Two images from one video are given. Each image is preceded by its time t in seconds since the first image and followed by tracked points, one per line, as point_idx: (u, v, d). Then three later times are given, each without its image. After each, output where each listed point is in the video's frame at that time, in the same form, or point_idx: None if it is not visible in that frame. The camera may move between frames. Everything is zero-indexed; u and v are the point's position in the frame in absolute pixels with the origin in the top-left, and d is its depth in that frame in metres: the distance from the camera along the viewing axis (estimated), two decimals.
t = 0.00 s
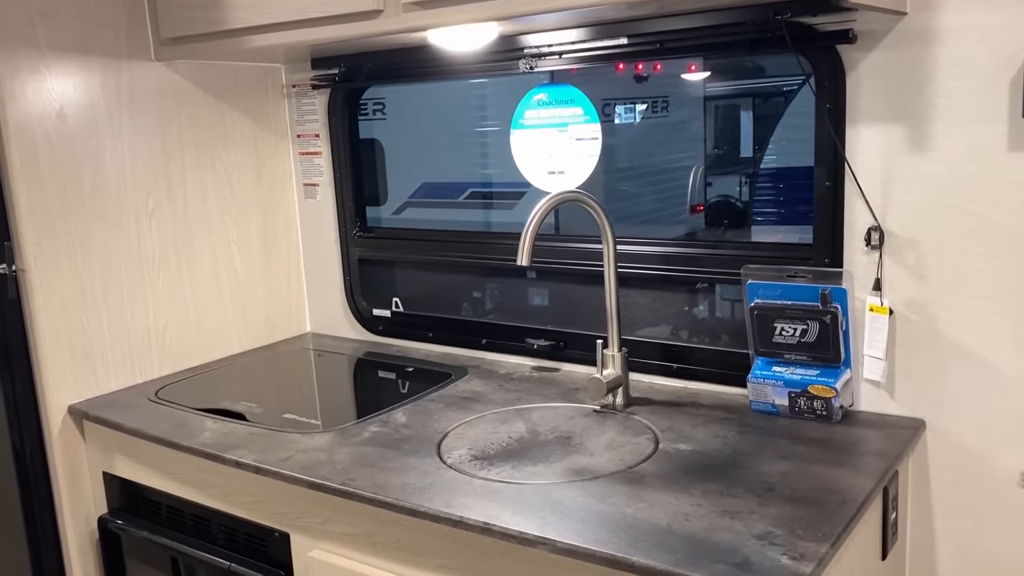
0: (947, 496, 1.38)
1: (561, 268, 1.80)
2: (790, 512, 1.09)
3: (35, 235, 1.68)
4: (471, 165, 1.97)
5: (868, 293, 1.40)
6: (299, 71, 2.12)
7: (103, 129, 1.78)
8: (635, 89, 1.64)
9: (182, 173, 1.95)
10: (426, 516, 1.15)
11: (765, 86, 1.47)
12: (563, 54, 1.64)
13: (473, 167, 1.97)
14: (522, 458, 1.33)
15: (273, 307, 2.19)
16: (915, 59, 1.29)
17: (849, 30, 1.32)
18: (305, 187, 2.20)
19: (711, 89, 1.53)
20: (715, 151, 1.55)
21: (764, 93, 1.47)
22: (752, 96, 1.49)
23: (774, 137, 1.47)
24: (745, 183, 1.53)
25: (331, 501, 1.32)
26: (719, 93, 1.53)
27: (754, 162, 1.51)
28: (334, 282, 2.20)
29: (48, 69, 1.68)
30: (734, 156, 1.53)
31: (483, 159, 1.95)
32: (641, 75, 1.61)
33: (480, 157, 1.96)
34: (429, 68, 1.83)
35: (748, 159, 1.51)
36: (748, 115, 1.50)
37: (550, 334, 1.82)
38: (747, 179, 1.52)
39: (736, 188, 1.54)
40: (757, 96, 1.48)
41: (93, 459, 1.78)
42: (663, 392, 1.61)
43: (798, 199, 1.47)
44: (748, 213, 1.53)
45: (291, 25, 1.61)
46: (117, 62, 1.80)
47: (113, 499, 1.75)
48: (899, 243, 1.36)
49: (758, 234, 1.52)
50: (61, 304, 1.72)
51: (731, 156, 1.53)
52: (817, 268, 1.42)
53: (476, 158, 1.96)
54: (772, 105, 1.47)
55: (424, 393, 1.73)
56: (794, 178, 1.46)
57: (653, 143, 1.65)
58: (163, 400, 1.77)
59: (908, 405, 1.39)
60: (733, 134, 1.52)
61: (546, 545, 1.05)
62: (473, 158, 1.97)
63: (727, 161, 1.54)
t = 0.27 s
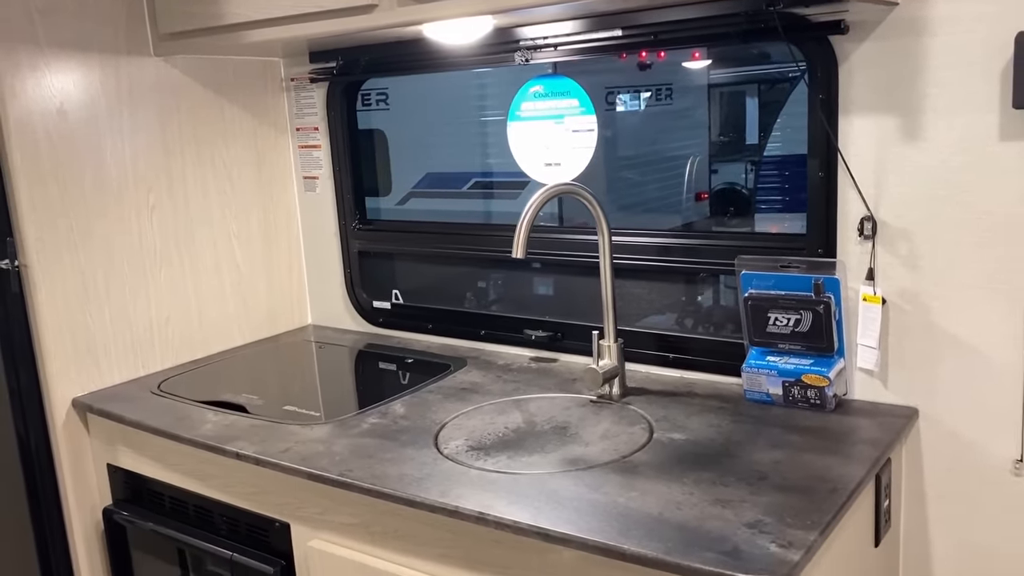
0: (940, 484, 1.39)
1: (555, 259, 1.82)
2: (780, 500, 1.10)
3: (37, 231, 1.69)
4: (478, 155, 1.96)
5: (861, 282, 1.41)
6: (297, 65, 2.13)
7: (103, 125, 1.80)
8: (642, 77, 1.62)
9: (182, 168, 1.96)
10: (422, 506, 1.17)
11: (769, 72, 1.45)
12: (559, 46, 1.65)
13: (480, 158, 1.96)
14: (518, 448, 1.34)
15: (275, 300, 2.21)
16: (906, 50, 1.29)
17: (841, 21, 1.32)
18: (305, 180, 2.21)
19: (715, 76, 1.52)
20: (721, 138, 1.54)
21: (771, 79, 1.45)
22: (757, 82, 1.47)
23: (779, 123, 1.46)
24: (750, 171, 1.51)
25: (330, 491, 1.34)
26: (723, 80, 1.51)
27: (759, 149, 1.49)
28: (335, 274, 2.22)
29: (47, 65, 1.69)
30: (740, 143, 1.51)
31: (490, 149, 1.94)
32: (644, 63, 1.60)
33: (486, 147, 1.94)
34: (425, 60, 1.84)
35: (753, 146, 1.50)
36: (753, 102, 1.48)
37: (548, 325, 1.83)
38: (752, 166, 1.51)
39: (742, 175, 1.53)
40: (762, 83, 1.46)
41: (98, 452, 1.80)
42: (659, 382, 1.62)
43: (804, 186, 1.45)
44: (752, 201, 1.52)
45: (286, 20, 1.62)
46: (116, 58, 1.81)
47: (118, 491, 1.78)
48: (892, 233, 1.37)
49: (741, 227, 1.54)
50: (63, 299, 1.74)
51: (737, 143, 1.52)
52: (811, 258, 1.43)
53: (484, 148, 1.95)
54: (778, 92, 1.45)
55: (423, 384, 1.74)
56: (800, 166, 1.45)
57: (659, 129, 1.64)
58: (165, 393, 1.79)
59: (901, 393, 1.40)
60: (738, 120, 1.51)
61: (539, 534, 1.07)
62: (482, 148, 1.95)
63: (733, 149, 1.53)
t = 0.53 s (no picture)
0: (932, 474, 1.40)
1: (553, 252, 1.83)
2: (771, 490, 1.11)
3: (38, 226, 1.71)
4: (483, 147, 2.00)
5: (854, 275, 1.42)
6: (295, 59, 2.14)
7: (103, 120, 1.81)
8: (642, 69, 1.65)
9: (181, 163, 1.97)
10: (418, 498, 1.19)
11: (770, 62, 1.45)
12: (554, 40, 1.65)
13: (485, 150, 1.99)
14: (514, 440, 1.36)
15: (275, 294, 2.23)
16: (898, 43, 1.30)
17: (832, 15, 1.33)
18: (304, 175, 2.23)
19: (717, 66, 1.53)
20: (725, 128, 1.54)
21: (773, 69, 1.45)
22: (761, 72, 1.47)
23: (780, 113, 1.46)
24: (752, 161, 1.52)
25: (328, 483, 1.36)
26: (726, 70, 1.52)
27: (762, 139, 1.49)
28: (335, 268, 2.23)
29: (46, 62, 1.70)
30: (744, 133, 1.52)
31: (494, 142, 1.97)
32: (646, 53, 1.62)
33: (491, 139, 1.97)
34: (422, 55, 1.85)
35: (757, 136, 1.50)
36: (756, 91, 1.49)
37: (544, 318, 1.85)
38: (755, 157, 1.51)
39: (745, 165, 1.53)
40: (766, 73, 1.46)
41: (100, 445, 1.82)
42: (655, 374, 1.63)
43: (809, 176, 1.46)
44: (754, 192, 1.52)
45: (283, 16, 1.63)
46: (115, 54, 1.82)
47: (121, 484, 1.80)
48: (885, 226, 1.38)
49: (740, 220, 1.55)
50: (65, 293, 1.76)
51: (742, 134, 1.52)
52: (803, 251, 1.44)
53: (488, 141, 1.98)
54: (781, 81, 1.45)
55: (422, 376, 1.76)
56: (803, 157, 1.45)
57: (662, 120, 1.67)
58: (167, 386, 1.81)
59: (894, 384, 1.42)
60: (741, 109, 1.51)
61: (533, 524, 1.08)
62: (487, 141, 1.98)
63: (738, 138, 1.53)
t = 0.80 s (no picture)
0: (924, 470, 1.41)
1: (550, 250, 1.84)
2: (762, 486, 1.13)
3: (39, 225, 1.72)
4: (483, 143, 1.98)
5: (846, 273, 1.43)
6: (294, 59, 2.15)
7: (103, 119, 1.82)
8: (643, 65, 1.64)
9: (181, 161, 1.99)
10: (414, 494, 1.20)
11: (772, 58, 1.44)
12: (550, 40, 1.67)
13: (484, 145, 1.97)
14: (509, 437, 1.37)
15: (274, 291, 2.24)
16: (890, 44, 1.32)
17: (824, 15, 1.34)
18: (303, 173, 2.24)
19: (717, 62, 1.52)
20: (726, 124, 1.53)
21: (774, 65, 1.44)
22: (762, 68, 1.46)
23: (780, 109, 1.45)
24: (753, 157, 1.51)
25: (326, 480, 1.37)
26: (725, 65, 1.51)
27: (763, 135, 1.48)
28: (334, 266, 2.25)
29: (46, 61, 1.71)
30: (745, 129, 1.51)
31: (494, 137, 1.95)
32: (647, 50, 1.61)
33: (490, 135, 1.96)
34: (419, 54, 1.86)
35: (758, 132, 1.49)
36: (758, 87, 1.48)
37: (541, 315, 1.86)
38: (756, 153, 1.50)
39: (745, 161, 1.52)
40: (767, 69, 1.46)
41: (101, 441, 1.84)
42: (650, 371, 1.65)
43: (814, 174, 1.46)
44: (754, 189, 1.52)
45: (281, 16, 1.64)
46: (115, 53, 1.83)
47: (121, 480, 1.81)
48: (877, 224, 1.39)
49: (741, 217, 1.55)
50: (65, 291, 1.78)
51: (742, 129, 1.51)
52: (797, 249, 1.46)
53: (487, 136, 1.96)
54: (782, 77, 1.44)
55: (419, 373, 1.77)
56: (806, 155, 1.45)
57: (661, 117, 1.65)
58: (167, 383, 1.82)
59: (886, 381, 1.43)
60: (744, 107, 1.50)
61: (527, 520, 1.10)
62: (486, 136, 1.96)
63: (739, 134, 1.52)
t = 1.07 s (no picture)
0: (918, 471, 1.42)
1: (549, 252, 1.85)
2: (755, 488, 1.14)
3: (39, 227, 1.73)
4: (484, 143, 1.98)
5: (840, 276, 1.44)
6: (293, 62, 2.16)
7: (102, 121, 1.83)
8: (642, 67, 1.74)
9: (180, 163, 2.00)
10: (410, 495, 1.21)
11: (761, 61, 1.47)
12: (547, 44, 1.68)
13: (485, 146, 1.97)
14: (504, 439, 1.38)
15: (273, 292, 2.25)
16: (883, 48, 1.33)
17: (818, 20, 1.35)
18: (301, 175, 2.25)
19: (718, 63, 1.52)
20: (727, 125, 1.54)
21: (775, 67, 1.45)
22: (763, 69, 1.47)
23: (780, 110, 1.45)
24: (754, 158, 1.51)
25: (322, 481, 1.38)
26: (727, 66, 1.51)
27: (764, 137, 1.48)
28: (332, 267, 2.26)
29: (46, 64, 1.72)
30: (746, 130, 1.51)
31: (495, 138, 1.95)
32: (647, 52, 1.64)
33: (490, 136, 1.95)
34: (417, 58, 1.87)
35: (760, 133, 1.49)
36: (760, 88, 1.48)
37: (538, 317, 1.87)
38: (757, 154, 1.50)
39: (746, 162, 1.53)
40: (768, 70, 1.46)
41: (100, 442, 1.85)
42: (645, 373, 1.66)
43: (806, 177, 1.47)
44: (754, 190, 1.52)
45: (279, 20, 1.65)
46: (114, 56, 1.84)
47: (120, 481, 1.82)
48: (870, 227, 1.40)
49: (741, 218, 1.56)
50: (65, 293, 1.79)
51: (744, 130, 1.52)
52: (792, 252, 1.46)
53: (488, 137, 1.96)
54: (782, 79, 1.45)
55: (417, 375, 1.78)
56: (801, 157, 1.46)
57: (662, 118, 1.80)
58: (166, 385, 1.83)
59: (880, 384, 1.44)
60: (747, 109, 1.51)
61: (520, 522, 1.11)
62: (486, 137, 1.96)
63: (740, 135, 1.53)
